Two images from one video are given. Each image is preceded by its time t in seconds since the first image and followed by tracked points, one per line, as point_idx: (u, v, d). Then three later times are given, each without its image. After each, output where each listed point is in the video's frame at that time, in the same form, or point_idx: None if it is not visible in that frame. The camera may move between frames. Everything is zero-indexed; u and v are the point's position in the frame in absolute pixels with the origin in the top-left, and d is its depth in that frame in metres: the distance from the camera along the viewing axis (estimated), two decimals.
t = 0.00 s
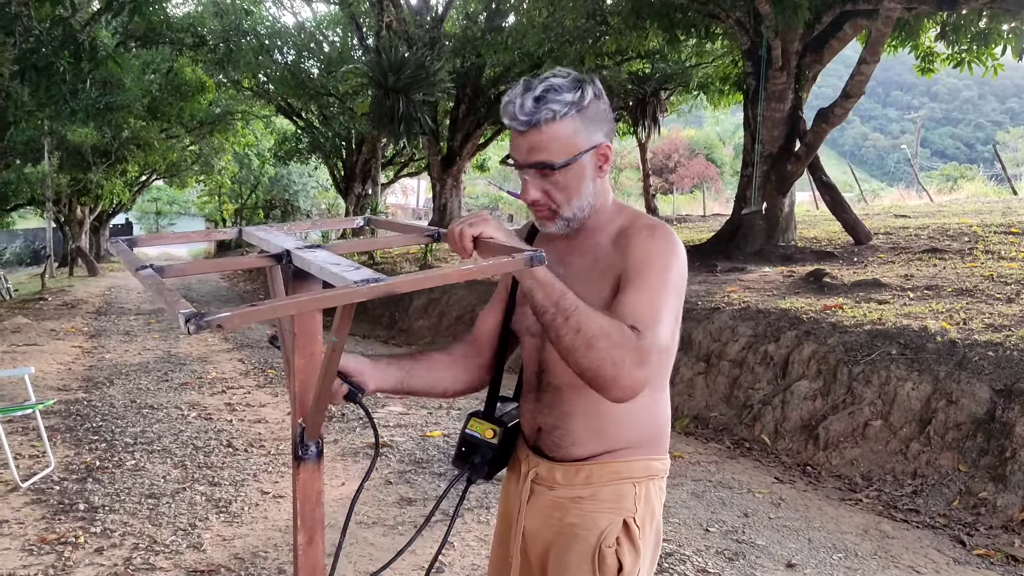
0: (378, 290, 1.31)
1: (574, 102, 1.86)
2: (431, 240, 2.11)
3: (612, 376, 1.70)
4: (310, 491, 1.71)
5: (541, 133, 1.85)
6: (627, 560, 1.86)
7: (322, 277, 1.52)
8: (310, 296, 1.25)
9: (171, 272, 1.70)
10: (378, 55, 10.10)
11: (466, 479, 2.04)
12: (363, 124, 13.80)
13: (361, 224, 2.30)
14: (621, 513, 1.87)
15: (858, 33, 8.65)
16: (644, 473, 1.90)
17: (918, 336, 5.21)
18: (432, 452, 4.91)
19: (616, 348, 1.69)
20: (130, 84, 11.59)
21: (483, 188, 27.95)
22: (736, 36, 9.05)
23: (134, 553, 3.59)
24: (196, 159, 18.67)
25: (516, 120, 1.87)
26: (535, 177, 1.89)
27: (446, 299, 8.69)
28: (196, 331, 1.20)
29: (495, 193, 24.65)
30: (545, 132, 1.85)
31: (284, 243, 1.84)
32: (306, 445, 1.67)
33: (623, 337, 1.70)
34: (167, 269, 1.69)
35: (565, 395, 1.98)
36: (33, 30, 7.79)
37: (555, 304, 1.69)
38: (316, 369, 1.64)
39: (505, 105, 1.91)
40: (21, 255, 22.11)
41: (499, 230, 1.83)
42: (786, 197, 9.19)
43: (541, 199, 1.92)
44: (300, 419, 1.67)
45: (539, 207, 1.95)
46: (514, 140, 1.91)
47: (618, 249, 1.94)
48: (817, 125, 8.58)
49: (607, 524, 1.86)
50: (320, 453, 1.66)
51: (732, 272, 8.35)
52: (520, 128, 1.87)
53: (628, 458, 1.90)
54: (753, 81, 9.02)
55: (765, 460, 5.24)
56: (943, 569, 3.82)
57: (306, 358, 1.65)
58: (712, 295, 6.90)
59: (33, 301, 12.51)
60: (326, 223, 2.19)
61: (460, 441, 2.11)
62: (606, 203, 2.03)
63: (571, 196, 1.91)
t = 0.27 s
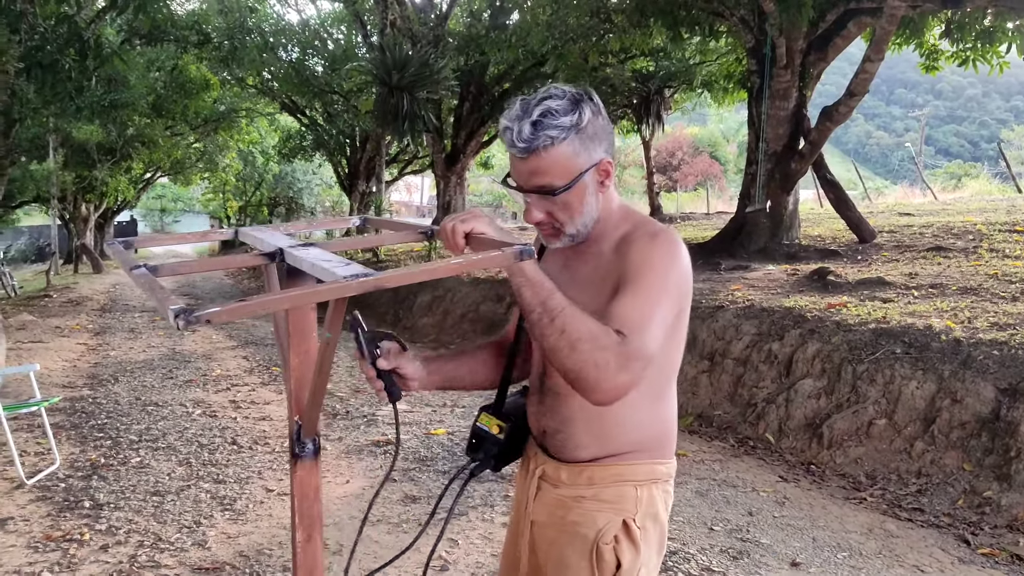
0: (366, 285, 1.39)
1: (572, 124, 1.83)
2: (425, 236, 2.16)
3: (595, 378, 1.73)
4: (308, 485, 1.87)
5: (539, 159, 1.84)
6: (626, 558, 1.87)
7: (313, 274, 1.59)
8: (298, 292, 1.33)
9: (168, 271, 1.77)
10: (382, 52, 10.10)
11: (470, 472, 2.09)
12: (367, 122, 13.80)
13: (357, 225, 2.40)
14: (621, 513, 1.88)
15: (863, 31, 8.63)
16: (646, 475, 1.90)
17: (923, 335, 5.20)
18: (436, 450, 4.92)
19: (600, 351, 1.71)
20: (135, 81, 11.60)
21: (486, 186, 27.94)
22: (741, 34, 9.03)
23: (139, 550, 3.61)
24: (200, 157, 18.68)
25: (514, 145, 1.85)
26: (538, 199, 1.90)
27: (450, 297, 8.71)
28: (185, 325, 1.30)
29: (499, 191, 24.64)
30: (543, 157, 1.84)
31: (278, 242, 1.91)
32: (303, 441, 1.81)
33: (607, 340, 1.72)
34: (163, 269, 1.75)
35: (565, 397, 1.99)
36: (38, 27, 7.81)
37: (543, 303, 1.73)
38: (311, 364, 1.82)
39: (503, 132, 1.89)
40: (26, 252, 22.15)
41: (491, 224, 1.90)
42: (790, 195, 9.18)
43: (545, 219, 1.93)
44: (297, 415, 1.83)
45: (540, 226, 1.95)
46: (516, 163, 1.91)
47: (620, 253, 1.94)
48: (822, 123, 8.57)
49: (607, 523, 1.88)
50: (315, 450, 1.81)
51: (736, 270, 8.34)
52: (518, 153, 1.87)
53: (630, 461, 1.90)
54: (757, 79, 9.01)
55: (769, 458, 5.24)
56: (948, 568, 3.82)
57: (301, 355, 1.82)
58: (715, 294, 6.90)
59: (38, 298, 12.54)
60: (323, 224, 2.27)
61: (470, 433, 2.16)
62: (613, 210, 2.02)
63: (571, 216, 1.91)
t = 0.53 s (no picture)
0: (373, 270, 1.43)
1: (576, 122, 1.83)
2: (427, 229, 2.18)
3: (590, 371, 1.74)
4: (315, 476, 1.89)
5: (544, 156, 1.84)
6: (629, 549, 1.87)
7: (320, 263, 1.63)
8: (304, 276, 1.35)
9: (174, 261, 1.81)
10: (388, 49, 10.10)
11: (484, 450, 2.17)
12: (372, 118, 13.81)
13: (363, 222, 2.40)
14: (623, 505, 1.88)
15: (870, 27, 8.59)
16: (650, 468, 1.90)
17: (930, 331, 5.18)
18: (442, 445, 4.93)
19: (596, 347, 1.72)
20: (142, 78, 11.61)
21: (491, 182, 27.93)
22: (747, 30, 9.00)
23: (148, 544, 3.62)
24: (205, 154, 18.72)
25: (519, 142, 1.86)
26: (543, 196, 1.90)
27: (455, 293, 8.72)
28: (194, 308, 1.36)
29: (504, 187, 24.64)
30: (548, 155, 1.84)
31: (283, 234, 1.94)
32: (310, 432, 1.84)
33: (603, 337, 1.72)
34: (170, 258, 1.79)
35: (566, 391, 2.00)
36: (45, 24, 7.85)
37: (540, 296, 1.75)
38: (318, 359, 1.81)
39: (508, 130, 1.90)
40: (33, 248, 22.22)
41: (493, 216, 1.91)
42: (797, 191, 9.15)
43: (550, 216, 1.93)
44: (304, 407, 1.84)
45: (545, 223, 1.95)
46: (521, 161, 1.91)
47: (621, 248, 1.93)
48: (828, 120, 8.54)
49: (609, 514, 1.88)
50: (322, 439, 1.84)
51: (742, 266, 8.33)
52: (524, 151, 1.87)
53: (633, 455, 1.90)
54: (764, 75, 8.98)
55: (776, 455, 5.23)
56: (955, 564, 3.81)
57: (309, 349, 1.81)
58: (721, 290, 6.89)
59: (45, 294, 12.58)
60: (329, 219, 2.26)
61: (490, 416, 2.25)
62: (619, 205, 2.00)
63: (575, 212, 1.91)
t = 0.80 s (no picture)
0: (376, 256, 1.45)
1: (584, 104, 1.83)
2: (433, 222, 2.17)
3: (600, 357, 1.73)
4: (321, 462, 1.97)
5: (553, 137, 1.83)
6: (639, 546, 1.86)
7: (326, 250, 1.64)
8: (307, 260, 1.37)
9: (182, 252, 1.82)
10: (394, 45, 10.10)
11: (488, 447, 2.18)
12: (378, 115, 13.81)
13: (369, 219, 2.36)
14: (633, 501, 1.87)
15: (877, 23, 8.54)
16: (658, 463, 1.90)
17: (937, 328, 5.16)
18: (448, 442, 4.93)
19: (605, 331, 1.72)
20: (148, 74, 11.64)
21: (497, 179, 27.91)
22: (753, 26, 8.97)
23: (154, 539, 3.63)
24: (212, 150, 18.75)
25: (527, 122, 1.84)
26: (551, 178, 1.88)
27: (461, 289, 8.72)
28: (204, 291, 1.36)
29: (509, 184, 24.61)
30: (556, 136, 1.83)
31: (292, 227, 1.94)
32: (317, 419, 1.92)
33: (612, 321, 1.73)
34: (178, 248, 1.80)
35: (573, 380, 2.00)
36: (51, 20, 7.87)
37: (548, 284, 1.77)
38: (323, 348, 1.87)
39: (516, 113, 1.88)
40: (40, 245, 22.29)
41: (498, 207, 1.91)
42: (804, 188, 9.12)
43: (557, 199, 1.91)
44: (310, 397, 1.90)
45: (552, 207, 1.93)
46: (528, 143, 1.90)
47: (627, 235, 1.93)
48: (836, 116, 8.51)
49: (619, 510, 1.87)
50: (327, 431, 1.92)
51: (748, 264, 8.30)
52: (531, 131, 1.86)
53: (641, 449, 1.89)
54: (771, 72, 8.94)
55: (782, 452, 5.21)
56: (962, 562, 3.80)
57: (314, 338, 1.87)
58: (728, 287, 6.87)
59: (52, 291, 12.63)
60: (336, 216, 2.26)
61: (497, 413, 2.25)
62: (625, 193, 2.00)
63: (583, 195, 1.89)
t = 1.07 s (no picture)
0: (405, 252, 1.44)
1: (631, 73, 1.93)
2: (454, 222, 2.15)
3: (618, 356, 1.74)
4: (338, 465, 1.83)
5: (598, 91, 1.89)
6: (648, 546, 1.86)
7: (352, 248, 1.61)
8: (343, 254, 1.35)
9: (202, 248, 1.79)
10: (401, 44, 10.11)
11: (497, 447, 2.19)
12: (385, 114, 13.82)
13: (384, 217, 2.35)
14: (642, 500, 1.87)
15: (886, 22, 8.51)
16: (668, 462, 1.89)
17: (946, 328, 5.13)
18: (455, 441, 4.93)
19: (623, 330, 1.72)
20: (155, 73, 11.69)
21: (503, 179, 27.93)
22: (761, 24, 8.94)
23: (161, 537, 3.64)
24: (219, 149, 18.81)
25: (580, 71, 1.91)
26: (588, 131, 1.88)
27: (468, 288, 8.73)
28: (238, 284, 1.31)
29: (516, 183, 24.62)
30: (601, 91, 1.89)
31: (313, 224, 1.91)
32: (335, 419, 1.77)
33: (630, 320, 1.73)
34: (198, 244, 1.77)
35: (585, 378, 1.99)
36: (59, 19, 7.90)
37: (568, 284, 1.78)
38: (346, 344, 1.73)
39: (562, 71, 1.95)
40: (48, 243, 22.39)
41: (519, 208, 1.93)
42: (811, 188, 9.09)
43: (590, 155, 1.89)
44: (329, 394, 1.75)
45: (584, 162, 1.90)
46: (568, 98, 1.93)
47: (641, 230, 1.92)
48: (844, 115, 8.48)
49: (629, 510, 1.86)
50: (347, 427, 1.78)
51: (755, 263, 8.28)
52: (581, 82, 1.91)
53: (651, 448, 1.89)
54: (778, 70, 8.91)
55: (789, 451, 5.19)
56: (971, 562, 3.77)
57: (336, 334, 1.73)
58: (735, 286, 6.85)
59: (60, 289, 12.69)
60: (350, 215, 2.26)
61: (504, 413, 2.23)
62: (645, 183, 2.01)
63: (617, 156, 1.89)
